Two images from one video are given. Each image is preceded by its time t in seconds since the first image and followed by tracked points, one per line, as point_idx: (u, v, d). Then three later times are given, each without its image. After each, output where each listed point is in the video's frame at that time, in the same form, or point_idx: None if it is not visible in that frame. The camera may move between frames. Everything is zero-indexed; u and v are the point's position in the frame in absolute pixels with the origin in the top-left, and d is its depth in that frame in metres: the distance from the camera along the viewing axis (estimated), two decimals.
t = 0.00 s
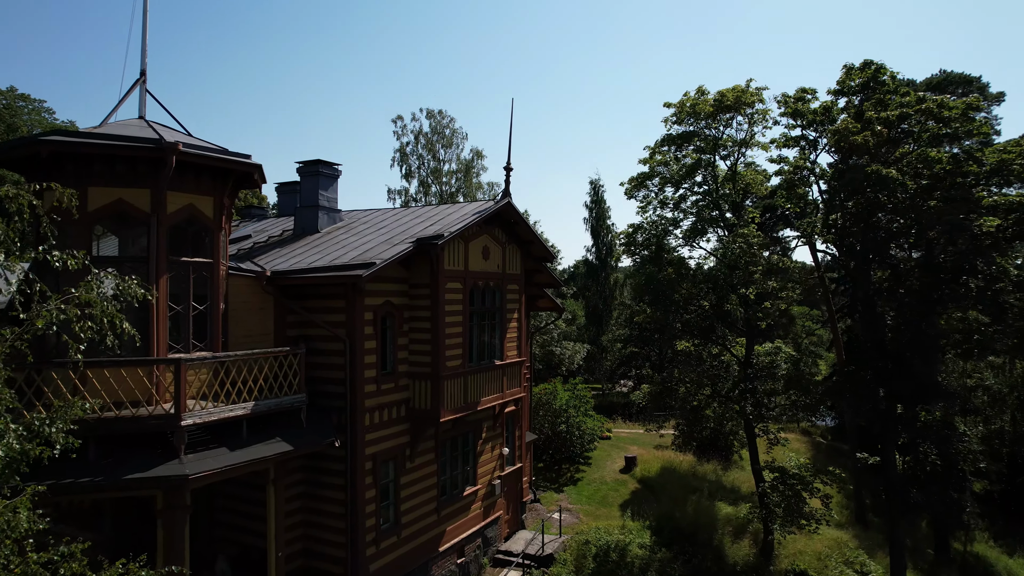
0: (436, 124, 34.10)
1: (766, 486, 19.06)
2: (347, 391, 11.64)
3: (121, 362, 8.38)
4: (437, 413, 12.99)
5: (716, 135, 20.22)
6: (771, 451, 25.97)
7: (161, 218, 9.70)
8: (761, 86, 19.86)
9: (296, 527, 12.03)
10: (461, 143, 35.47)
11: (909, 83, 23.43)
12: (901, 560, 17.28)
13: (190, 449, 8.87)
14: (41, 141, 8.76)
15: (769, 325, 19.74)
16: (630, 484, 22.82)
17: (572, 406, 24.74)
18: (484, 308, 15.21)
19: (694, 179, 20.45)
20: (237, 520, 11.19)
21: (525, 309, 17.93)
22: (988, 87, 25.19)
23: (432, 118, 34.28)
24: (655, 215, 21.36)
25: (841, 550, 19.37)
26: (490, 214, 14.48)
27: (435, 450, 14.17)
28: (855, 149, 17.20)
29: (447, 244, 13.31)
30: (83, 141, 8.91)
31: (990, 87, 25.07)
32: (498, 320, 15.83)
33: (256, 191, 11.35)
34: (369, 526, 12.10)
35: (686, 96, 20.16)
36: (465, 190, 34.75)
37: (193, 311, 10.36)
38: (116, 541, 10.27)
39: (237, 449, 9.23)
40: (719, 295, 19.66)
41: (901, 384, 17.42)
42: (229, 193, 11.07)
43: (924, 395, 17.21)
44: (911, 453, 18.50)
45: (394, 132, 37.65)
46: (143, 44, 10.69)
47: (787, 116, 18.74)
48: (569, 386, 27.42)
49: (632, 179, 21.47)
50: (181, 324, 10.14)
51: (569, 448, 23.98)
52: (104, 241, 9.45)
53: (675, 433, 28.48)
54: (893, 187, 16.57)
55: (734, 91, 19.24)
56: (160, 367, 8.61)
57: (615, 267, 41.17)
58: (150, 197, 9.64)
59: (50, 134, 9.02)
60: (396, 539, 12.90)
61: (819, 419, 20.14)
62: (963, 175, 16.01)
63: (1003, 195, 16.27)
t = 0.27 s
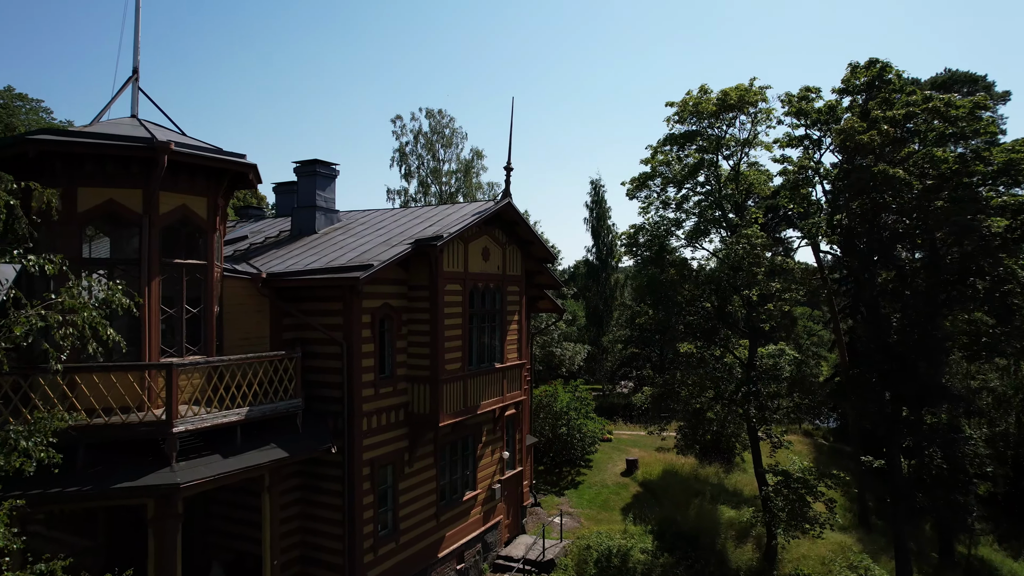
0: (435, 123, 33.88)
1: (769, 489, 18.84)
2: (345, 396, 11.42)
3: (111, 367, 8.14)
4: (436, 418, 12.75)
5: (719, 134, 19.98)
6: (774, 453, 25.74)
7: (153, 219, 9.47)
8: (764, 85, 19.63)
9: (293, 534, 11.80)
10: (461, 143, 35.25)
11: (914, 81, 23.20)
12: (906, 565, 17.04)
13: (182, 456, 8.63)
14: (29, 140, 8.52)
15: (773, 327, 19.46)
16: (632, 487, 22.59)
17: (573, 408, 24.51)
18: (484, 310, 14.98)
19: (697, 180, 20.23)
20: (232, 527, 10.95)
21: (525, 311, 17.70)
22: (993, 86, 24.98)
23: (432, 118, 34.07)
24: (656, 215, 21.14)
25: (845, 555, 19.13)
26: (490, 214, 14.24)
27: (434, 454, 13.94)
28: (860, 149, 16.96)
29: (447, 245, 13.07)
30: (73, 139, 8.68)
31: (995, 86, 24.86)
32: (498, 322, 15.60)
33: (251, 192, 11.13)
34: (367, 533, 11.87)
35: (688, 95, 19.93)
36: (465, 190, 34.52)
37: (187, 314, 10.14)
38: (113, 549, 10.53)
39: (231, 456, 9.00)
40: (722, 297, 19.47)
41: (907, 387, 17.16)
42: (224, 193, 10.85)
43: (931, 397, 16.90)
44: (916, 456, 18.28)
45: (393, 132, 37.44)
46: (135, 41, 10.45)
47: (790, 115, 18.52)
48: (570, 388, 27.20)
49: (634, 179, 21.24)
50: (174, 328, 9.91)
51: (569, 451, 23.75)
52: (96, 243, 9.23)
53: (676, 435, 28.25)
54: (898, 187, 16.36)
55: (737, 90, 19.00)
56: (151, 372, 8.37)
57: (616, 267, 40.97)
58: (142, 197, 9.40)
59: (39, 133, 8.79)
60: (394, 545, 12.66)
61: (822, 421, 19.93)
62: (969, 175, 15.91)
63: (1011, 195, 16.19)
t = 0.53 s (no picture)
0: (435, 123, 33.63)
1: (772, 494, 18.60)
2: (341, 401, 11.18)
3: (99, 374, 7.89)
4: (435, 423, 12.50)
5: (722, 133, 19.74)
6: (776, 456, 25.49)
7: (143, 221, 9.23)
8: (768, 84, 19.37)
9: (288, 542, 11.55)
10: (461, 143, 35.01)
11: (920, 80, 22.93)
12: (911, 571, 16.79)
13: (173, 465, 8.39)
14: (15, 140, 8.27)
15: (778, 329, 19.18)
16: (633, 491, 22.35)
17: (573, 411, 24.27)
18: (483, 313, 14.73)
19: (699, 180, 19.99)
20: (226, 535, 10.72)
21: (525, 313, 17.46)
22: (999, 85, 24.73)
23: (431, 118, 33.83)
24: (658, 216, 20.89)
25: (849, 560, 18.83)
26: (490, 215, 13.99)
27: (432, 460, 13.69)
28: (865, 149, 16.72)
29: (445, 247, 12.82)
30: (60, 139, 8.43)
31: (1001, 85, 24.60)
32: (498, 325, 15.35)
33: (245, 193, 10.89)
34: (364, 541, 11.62)
35: (691, 94, 19.68)
36: (464, 190, 34.28)
37: (179, 318, 9.89)
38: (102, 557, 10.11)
39: (223, 465, 8.75)
40: (725, 299, 19.24)
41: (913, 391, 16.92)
42: (217, 194, 10.60)
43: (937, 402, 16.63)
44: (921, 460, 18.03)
45: (393, 132, 37.22)
46: (126, 38, 10.20)
47: (794, 115, 18.29)
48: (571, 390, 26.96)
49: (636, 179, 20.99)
50: (165, 332, 9.67)
51: (570, 454, 23.51)
52: (86, 244, 8.99)
53: (678, 437, 28.03)
54: (904, 187, 16.12)
55: (741, 89, 18.74)
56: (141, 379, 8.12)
57: (616, 268, 40.73)
58: (132, 198, 9.16)
59: (26, 132, 8.54)
60: (392, 553, 12.41)
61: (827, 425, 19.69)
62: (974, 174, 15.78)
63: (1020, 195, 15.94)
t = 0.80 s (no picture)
0: (435, 123, 33.37)
1: (777, 499, 18.33)
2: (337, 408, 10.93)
3: (85, 382, 7.61)
4: (433, 430, 12.23)
5: (726, 134, 19.45)
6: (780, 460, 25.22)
7: (132, 224, 8.96)
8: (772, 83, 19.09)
9: (284, 552, 11.29)
10: (460, 143, 34.75)
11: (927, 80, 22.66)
12: None
13: (162, 476, 8.12)
14: None
15: (781, 333, 18.88)
16: (635, 496, 22.08)
17: (574, 415, 23.99)
18: (483, 317, 14.46)
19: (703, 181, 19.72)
20: (220, 547, 10.46)
21: (526, 317, 17.18)
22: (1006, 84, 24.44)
23: (431, 118, 33.58)
24: (661, 217, 20.62)
25: (855, 567, 18.54)
26: (490, 217, 13.70)
27: (431, 467, 13.42)
28: (872, 149, 16.44)
29: (444, 250, 12.54)
30: (45, 140, 8.15)
31: (1008, 84, 24.31)
32: (498, 329, 15.07)
33: (239, 195, 10.62)
34: (361, 551, 11.35)
35: (694, 94, 19.42)
36: (464, 191, 34.01)
37: (170, 324, 9.63)
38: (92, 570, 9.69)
39: (215, 476, 8.48)
40: (728, 302, 18.99)
41: (921, 395, 16.59)
42: (209, 196, 10.34)
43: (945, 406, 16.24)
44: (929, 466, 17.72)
45: (392, 132, 36.98)
46: (116, 36, 9.92)
47: (799, 114, 18.02)
48: (571, 393, 26.68)
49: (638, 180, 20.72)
50: (155, 338, 9.41)
51: (571, 458, 23.24)
52: (75, 248, 8.73)
53: (680, 440, 27.75)
54: (911, 189, 15.83)
55: (745, 89, 18.47)
56: (129, 387, 7.84)
57: (617, 268, 40.47)
58: (121, 201, 8.89)
59: (11, 133, 8.27)
60: (389, 563, 12.14)
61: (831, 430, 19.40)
62: (985, 176, 15.33)
63: None
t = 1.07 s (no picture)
0: (434, 123, 33.07)
1: (781, 506, 18.04)
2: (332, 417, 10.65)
3: (69, 393, 7.32)
4: (431, 438, 11.95)
5: (729, 134, 19.16)
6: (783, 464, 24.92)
7: (120, 228, 8.68)
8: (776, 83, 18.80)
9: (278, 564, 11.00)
10: (460, 144, 34.47)
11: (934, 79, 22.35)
12: None
13: (150, 491, 7.83)
14: None
15: (785, 337, 18.62)
16: (636, 501, 21.79)
17: (575, 419, 23.71)
18: (483, 321, 14.17)
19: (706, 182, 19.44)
20: (212, 559, 10.18)
21: (526, 321, 16.89)
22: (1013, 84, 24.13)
23: (430, 118, 33.29)
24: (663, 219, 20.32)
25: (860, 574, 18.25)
26: (489, 220, 13.42)
27: (429, 475, 13.14)
28: (879, 151, 16.15)
29: (443, 254, 12.26)
30: (28, 142, 7.85)
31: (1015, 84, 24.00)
32: (498, 334, 14.79)
33: (231, 198, 10.35)
34: (358, 563, 11.07)
35: (697, 94, 19.13)
36: (463, 191, 33.72)
37: (160, 331, 9.35)
38: None
39: (205, 490, 8.19)
40: (732, 305, 18.68)
41: (928, 400, 16.32)
42: (201, 199, 10.08)
43: (951, 411, 15.99)
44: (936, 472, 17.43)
45: (391, 133, 36.68)
46: (104, 34, 9.62)
47: (803, 115, 17.74)
48: (572, 397, 26.38)
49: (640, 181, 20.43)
50: (144, 346, 9.11)
51: (571, 462, 22.94)
52: (61, 254, 8.43)
53: (682, 444, 27.46)
54: (919, 191, 15.53)
55: (749, 89, 18.19)
56: (115, 398, 7.56)
57: (618, 270, 40.17)
58: (109, 205, 8.60)
59: None
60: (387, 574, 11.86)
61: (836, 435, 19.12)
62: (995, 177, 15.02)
63: None
